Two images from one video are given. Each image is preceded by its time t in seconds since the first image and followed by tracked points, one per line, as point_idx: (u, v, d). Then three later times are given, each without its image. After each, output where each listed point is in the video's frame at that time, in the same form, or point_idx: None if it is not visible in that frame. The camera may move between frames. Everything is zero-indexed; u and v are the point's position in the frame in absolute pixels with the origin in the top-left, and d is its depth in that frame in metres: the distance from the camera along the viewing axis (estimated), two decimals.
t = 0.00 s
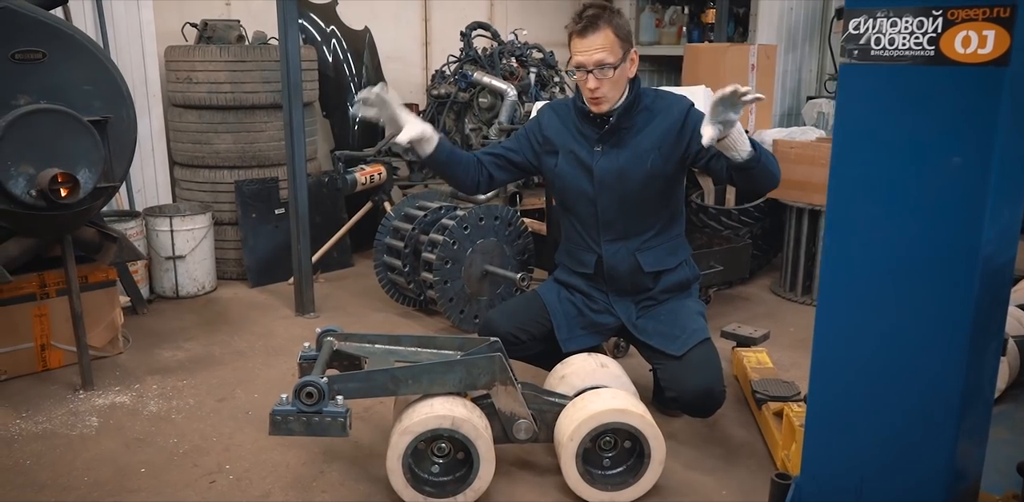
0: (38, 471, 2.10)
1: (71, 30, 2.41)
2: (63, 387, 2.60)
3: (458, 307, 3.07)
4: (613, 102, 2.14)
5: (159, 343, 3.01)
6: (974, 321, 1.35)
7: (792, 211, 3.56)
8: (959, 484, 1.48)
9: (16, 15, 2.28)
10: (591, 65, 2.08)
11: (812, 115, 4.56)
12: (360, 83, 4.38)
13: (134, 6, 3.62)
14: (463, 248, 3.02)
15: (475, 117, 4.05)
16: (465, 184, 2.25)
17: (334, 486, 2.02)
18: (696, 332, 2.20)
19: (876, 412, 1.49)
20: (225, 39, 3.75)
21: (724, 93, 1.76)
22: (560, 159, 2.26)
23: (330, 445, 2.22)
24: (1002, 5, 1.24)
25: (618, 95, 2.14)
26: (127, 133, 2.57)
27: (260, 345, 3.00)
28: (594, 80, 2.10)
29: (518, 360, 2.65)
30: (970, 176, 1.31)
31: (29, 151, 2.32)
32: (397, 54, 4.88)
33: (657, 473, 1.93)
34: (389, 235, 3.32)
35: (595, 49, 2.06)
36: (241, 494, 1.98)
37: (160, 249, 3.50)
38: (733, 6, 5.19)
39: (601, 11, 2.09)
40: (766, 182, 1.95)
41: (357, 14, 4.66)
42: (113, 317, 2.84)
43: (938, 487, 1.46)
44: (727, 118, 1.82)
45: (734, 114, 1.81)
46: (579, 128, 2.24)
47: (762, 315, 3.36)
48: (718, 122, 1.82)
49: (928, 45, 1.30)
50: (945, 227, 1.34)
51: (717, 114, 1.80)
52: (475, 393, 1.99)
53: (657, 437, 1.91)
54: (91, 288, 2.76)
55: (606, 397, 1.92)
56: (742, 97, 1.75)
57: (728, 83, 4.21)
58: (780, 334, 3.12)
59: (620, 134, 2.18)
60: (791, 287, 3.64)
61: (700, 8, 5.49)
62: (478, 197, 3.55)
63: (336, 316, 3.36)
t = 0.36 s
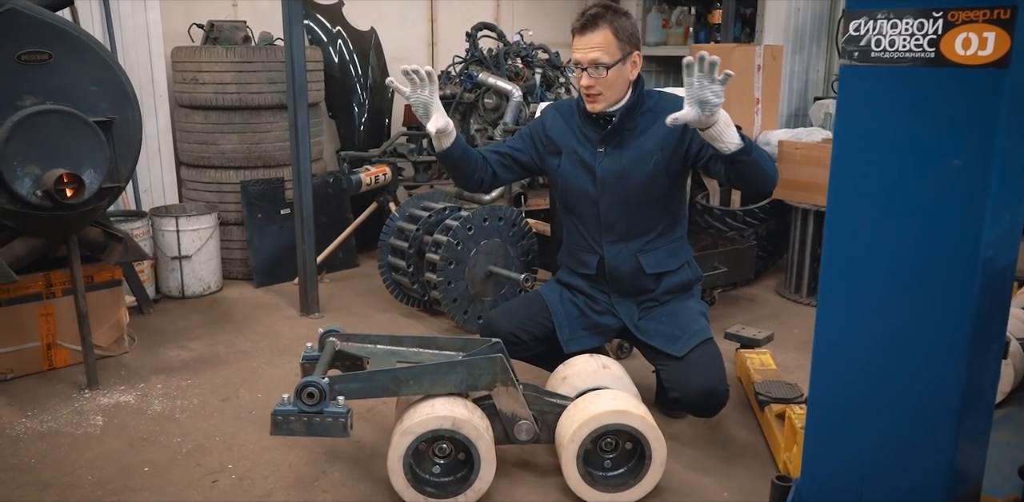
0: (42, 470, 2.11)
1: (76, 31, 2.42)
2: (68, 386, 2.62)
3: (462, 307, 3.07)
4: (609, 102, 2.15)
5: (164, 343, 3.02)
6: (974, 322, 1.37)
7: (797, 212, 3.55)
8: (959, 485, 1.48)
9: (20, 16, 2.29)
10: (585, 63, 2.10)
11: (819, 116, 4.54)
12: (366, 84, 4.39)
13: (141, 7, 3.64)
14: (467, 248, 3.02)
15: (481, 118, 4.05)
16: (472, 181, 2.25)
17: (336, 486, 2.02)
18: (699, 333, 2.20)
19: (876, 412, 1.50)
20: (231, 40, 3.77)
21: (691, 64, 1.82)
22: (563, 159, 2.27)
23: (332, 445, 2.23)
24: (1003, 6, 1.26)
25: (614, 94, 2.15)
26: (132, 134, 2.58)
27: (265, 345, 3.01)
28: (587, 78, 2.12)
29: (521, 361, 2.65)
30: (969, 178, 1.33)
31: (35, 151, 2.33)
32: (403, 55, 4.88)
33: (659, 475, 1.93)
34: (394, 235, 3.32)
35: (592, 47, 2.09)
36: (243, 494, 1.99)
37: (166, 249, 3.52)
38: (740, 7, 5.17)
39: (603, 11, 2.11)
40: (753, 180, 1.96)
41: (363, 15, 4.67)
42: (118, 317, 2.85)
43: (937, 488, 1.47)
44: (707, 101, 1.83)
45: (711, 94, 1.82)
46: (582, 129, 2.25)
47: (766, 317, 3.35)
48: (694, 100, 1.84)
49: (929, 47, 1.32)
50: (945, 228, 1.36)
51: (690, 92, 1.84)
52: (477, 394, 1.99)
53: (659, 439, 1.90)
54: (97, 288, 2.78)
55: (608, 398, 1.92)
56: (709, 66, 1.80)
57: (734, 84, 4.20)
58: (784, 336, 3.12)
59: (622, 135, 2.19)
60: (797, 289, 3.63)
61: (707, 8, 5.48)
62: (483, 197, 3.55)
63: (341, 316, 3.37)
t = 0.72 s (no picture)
0: (46, 469, 2.13)
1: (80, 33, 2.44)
2: (72, 386, 2.64)
3: (464, 308, 3.08)
4: (619, 100, 2.16)
5: (168, 343, 3.04)
6: (973, 323, 1.37)
7: (801, 214, 3.55)
8: (958, 486, 1.48)
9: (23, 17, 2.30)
10: (597, 62, 2.09)
11: (823, 117, 4.53)
12: (371, 85, 4.40)
13: (146, 9, 3.66)
14: (469, 250, 3.03)
15: (485, 119, 4.05)
16: (470, 185, 2.27)
17: (336, 486, 2.03)
18: (699, 336, 2.20)
19: (876, 413, 1.50)
20: (236, 41, 3.78)
21: (699, 77, 1.83)
22: (562, 162, 2.27)
23: (333, 446, 2.23)
24: (1000, 9, 1.25)
25: (620, 94, 2.15)
26: (136, 135, 2.60)
27: (267, 345, 3.02)
28: (601, 78, 2.11)
29: (522, 362, 2.66)
30: (967, 180, 1.32)
31: (39, 152, 2.35)
32: (408, 56, 4.89)
33: (658, 477, 1.92)
34: (397, 236, 3.33)
35: (601, 46, 2.08)
36: (244, 494, 2.00)
37: (170, 250, 3.53)
38: (745, 7, 5.16)
39: (605, 12, 2.12)
40: (761, 181, 1.96)
41: (368, 16, 4.68)
42: (123, 317, 2.87)
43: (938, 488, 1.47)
44: (716, 112, 1.85)
45: (721, 103, 1.84)
46: (580, 132, 2.25)
47: (769, 318, 3.34)
48: (703, 111, 1.86)
49: (925, 49, 1.32)
50: (944, 230, 1.36)
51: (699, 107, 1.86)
52: (477, 395, 2.00)
53: (658, 440, 1.90)
54: (101, 288, 2.80)
55: (607, 400, 1.92)
56: (718, 78, 1.81)
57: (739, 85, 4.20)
58: (786, 337, 3.11)
59: (621, 137, 2.19)
60: (800, 290, 3.62)
61: (712, 8, 5.47)
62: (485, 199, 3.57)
63: (344, 316, 3.38)
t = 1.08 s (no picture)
0: (48, 467, 2.14)
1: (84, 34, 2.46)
2: (75, 385, 2.65)
3: (466, 309, 3.09)
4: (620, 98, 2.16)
5: (171, 342, 3.05)
6: (970, 323, 1.37)
7: (803, 215, 3.54)
8: (957, 486, 1.48)
9: (28, 18, 2.33)
10: (601, 58, 2.10)
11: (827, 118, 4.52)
12: (374, 85, 4.41)
13: (151, 10, 3.68)
14: (471, 250, 3.04)
15: (487, 119, 4.05)
16: (468, 187, 2.28)
17: (336, 486, 2.04)
18: (699, 337, 2.20)
19: (875, 414, 1.50)
20: (240, 41, 3.80)
21: (702, 82, 1.83)
22: (561, 163, 2.28)
23: (333, 445, 2.24)
24: (996, 10, 1.25)
25: (621, 92, 2.16)
26: (139, 135, 2.61)
27: (269, 345, 3.03)
28: (603, 75, 2.12)
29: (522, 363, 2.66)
30: (963, 182, 1.33)
31: (42, 152, 2.36)
32: (411, 56, 4.90)
33: (656, 477, 1.93)
34: (399, 236, 3.34)
35: (602, 44, 2.09)
36: (244, 493, 2.01)
37: (174, 250, 3.55)
38: (748, 7, 5.16)
39: (604, 11, 2.12)
40: (760, 180, 1.96)
41: (371, 17, 4.69)
42: (125, 316, 2.88)
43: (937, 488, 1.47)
44: (720, 114, 1.85)
45: (723, 107, 1.84)
46: (579, 133, 2.25)
47: (771, 319, 3.34)
48: (706, 114, 1.86)
49: (921, 51, 1.32)
50: (941, 231, 1.36)
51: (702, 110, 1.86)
52: (476, 395, 2.01)
53: (656, 441, 1.91)
54: (103, 287, 2.81)
55: (605, 400, 1.93)
56: (722, 83, 1.81)
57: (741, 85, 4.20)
58: (787, 339, 3.11)
59: (619, 137, 2.19)
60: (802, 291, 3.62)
61: (716, 9, 5.46)
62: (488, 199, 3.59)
63: (346, 316, 3.39)
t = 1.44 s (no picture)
0: (51, 465, 2.16)
1: (88, 35, 2.48)
2: (78, 383, 2.67)
3: (467, 308, 3.09)
4: (609, 106, 2.15)
5: (174, 341, 3.07)
6: (966, 323, 1.38)
7: (805, 215, 3.54)
8: (951, 483, 1.50)
9: (32, 20, 2.35)
10: (586, 69, 2.10)
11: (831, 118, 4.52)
12: (378, 86, 4.41)
13: (155, 10, 3.70)
14: (471, 250, 3.04)
15: (490, 120, 4.06)
16: (468, 185, 2.30)
17: (335, 484, 2.05)
18: (698, 334, 2.21)
19: (872, 415, 1.50)
20: (244, 42, 3.82)
21: (703, 83, 1.84)
22: (561, 163, 2.29)
23: (333, 444, 2.25)
24: (989, 12, 1.27)
25: (614, 99, 2.15)
26: (141, 134, 2.62)
27: (271, 344, 3.05)
28: (590, 84, 2.12)
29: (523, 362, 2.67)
30: (958, 182, 1.34)
31: (46, 152, 2.39)
32: (415, 57, 4.91)
33: (654, 477, 1.93)
34: (401, 236, 3.35)
35: (591, 53, 2.08)
36: (245, 492, 2.02)
37: (177, 249, 3.57)
38: (752, 8, 5.16)
39: (597, 16, 2.12)
40: (757, 182, 1.96)
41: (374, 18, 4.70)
42: (128, 315, 2.90)
43: (934, 486, 1.48)
44: (721, 113, 1.86)
45: (724, 106, 1.85)
46: (579, 133, 2.26)
47: (772, 320, 3.34)
48: (707, 113, 1.86)
49: (916, 52, 1.32)
50: (936, 231, 1.37)
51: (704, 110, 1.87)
52: (475, 395, 2.01)
53: (654, 441, 1.91)
54: (107, 286, 2.83)
55: (603, 400, 1.93)
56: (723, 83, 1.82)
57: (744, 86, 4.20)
58: (789, 339, 3.11)
59: (619, 137, 2.20)
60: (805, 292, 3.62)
61: (720, 9, 5.46)
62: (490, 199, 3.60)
63: (348, 316, 3.40)
